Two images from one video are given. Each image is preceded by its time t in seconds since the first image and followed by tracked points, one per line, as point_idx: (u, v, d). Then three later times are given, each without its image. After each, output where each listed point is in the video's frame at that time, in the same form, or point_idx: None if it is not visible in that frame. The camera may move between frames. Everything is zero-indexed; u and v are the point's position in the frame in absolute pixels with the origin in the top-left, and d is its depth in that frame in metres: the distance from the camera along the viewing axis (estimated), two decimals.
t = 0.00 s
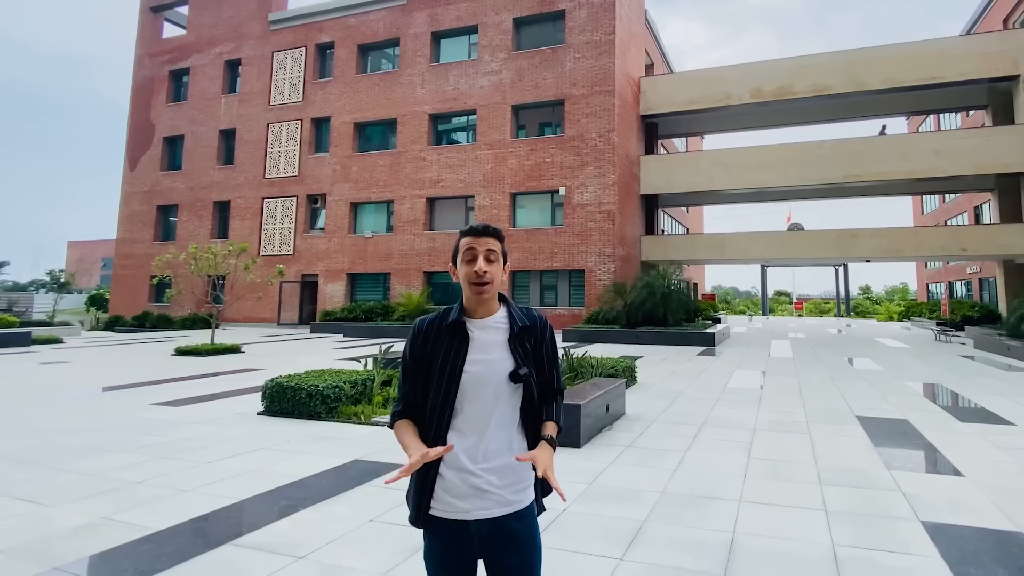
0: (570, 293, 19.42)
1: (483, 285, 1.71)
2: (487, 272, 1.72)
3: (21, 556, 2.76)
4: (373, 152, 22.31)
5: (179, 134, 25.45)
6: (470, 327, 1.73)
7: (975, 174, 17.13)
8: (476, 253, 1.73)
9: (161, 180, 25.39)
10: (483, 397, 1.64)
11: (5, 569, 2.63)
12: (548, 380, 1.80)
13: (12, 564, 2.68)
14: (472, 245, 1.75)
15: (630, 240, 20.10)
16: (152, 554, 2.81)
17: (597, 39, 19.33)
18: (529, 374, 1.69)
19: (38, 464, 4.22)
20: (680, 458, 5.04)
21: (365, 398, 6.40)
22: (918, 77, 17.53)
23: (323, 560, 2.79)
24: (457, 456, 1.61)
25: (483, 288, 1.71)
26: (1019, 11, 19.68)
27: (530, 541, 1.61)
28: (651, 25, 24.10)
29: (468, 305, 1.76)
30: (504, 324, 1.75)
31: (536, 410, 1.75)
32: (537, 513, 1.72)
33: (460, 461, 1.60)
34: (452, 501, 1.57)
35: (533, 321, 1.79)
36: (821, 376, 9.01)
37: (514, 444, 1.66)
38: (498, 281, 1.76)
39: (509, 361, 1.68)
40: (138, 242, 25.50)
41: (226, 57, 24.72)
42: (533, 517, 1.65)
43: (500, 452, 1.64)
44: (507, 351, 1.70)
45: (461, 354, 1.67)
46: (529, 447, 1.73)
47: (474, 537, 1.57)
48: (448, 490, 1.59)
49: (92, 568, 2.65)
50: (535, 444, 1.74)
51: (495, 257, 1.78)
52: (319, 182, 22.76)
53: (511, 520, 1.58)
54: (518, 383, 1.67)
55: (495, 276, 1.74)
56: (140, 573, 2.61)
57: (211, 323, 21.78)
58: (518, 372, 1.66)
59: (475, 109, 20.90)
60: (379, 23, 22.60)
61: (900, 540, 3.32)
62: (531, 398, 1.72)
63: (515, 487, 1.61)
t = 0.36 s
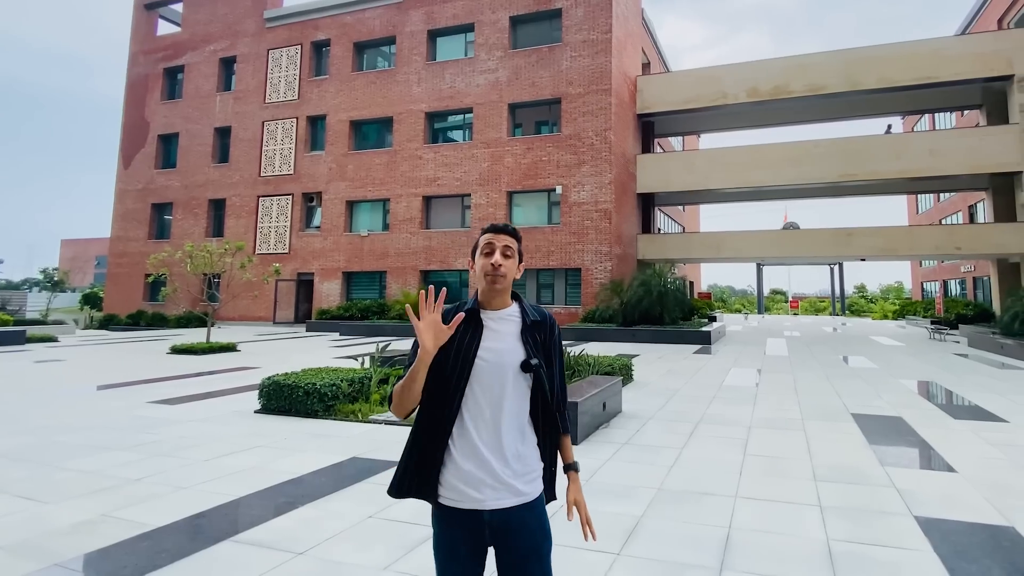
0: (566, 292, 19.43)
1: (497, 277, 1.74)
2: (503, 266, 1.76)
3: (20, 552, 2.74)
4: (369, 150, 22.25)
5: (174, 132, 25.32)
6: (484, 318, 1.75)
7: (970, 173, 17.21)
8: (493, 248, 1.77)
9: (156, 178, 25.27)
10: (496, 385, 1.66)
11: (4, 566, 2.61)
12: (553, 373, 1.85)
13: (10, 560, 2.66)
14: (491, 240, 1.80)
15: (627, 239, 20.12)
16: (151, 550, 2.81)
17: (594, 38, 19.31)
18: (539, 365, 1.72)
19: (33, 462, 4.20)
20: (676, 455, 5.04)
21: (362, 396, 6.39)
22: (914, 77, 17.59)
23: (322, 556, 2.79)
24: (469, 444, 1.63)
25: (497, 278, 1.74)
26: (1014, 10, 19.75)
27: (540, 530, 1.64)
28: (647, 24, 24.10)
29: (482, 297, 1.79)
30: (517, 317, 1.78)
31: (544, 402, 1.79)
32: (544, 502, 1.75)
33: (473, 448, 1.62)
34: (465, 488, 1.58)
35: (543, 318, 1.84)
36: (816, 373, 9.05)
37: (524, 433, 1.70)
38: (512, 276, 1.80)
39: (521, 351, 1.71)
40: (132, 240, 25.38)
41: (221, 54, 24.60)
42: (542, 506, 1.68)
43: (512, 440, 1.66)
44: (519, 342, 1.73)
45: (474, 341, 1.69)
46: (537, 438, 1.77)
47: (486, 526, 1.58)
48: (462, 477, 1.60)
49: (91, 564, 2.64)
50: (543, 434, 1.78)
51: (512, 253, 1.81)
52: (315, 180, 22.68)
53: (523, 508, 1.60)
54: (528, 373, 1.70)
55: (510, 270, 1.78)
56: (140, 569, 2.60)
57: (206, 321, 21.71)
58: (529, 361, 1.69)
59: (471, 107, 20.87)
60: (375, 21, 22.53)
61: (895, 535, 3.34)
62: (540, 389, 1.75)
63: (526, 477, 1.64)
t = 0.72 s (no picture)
0: (563, 291, 19.44)
1: (530, 275, 1.81)
2: (535, 264, 1.82)
3: (18, 550, 2.73)
4: (365, 149, 22.20)
5: (169, 130, 25.21)
6: (517, 314, 1.82)
7: (965, 172, 17.28)
8: (527, 247, 1.83)
9: (151, 176, 25.17)
10: (529, 380, 1.74)
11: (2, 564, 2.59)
12: (578, 370, 1.93)
13: (9, 558, 2.65)
14: (524, 240, 1.86)
15: (623, 238, 20.15)
16: (150, 548, 2.79)
17: (591, 37, 19.30)
18: (567, 363, 1.81)
19: (30, 461, 4.18)
20: (672, 453, 5.05)
21: (360, 395, 6.39)
22: (909, 77, 17.64)
23: (322, 552, 2.79)
24: (502, 434, 1.72)
25: (530, 278, 1.81)
26: (1009, 10, 19.82)
27: (562, 518, 1.74)
28: (644, 24, 24.13)
29: (514, 294, 1.86)
30: (546, 316, 1.86)
31: (569, 398, 1.88)
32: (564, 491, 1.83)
33: (505, 439, 1.71)
34: (497, 476, 1.67)
35: (570, 318, 1.92)
36: (812, 372, 9.08)
37: (551, 426, 1.79)
38: (543, 275, 1.86)
39: (551, 349, 1.79)
40: (128, 239, 25.27)
41: (217, 52, 24.49)
42: (564, 495, 1.77)
43: (541, 432, 1.75)
44: (550, 339, 1.81)
45: (507, 337, 1.76)
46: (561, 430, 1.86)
47: (513, 512, 1.67)
48: (495, 466, 1.68)
49: (90, 562, 2.63)
50: (567, 427, 1.87)
51: (544, 252, 1.88)
52: (311, 178, 22.62)
53: (548, 496, 1.70)
54: (557, 370, 1.79)
55: (541, 269, 1.85)
56: (139, 566, 2.60)
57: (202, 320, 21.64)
58: (559, 360, 1.78)
59: (468, 106, 20.84)
60: (371, 20, 22.47)
61: (887, 530, 3.36)
62: (566, 385, 1.84)
63: (553, 468, 1.73)
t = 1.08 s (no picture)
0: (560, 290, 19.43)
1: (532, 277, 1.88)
2: (535, 267, 1.88)
3: (16, 548, 2.72)
4: (363, 148, 22.17)
5: (166, 129, 25.14)
6: (537, 315, 1.88)
7: (962, 172, 17.32)
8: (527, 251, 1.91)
9: (148, 175, 25.09)
10: (539, 377, 1.78)
11: None
12: (603, 374, 1.89)
13: (6, 556, 2.64)
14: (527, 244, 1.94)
15: (621, 238, 20.14)
16: (147, 546, 2.79)
17: (588, 36, 19.30)
18: (583, 366, 1.80)
19: (27, 460, 4.16)
20: (669, 451, 5.05)
21: (357, 394, 6.38)
22: (906, 77, 17.67)
23: (320, 550, 2.78)
24: (511, 425, 1.80)
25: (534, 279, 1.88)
26: (1004, 11, 19.88)
27: (568, 514, 1.76)
28: (641, 23, 24.13)
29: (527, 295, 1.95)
30: (567, 318, 1.87)
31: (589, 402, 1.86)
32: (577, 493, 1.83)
33: (514, 431, 1.78)
34: (504, 463, 1.76)
35: (594, 321, 1.90)
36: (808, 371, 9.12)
37: (563, 425, 1.80)
38: (548, 276, 1.88)
39: (566, 350, 1.81)
40: (124, 238, 25.19)
41: (213, 51, 24.43)
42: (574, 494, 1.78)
43: (552, 429, 1.78)
44: (567, 342, 1.83)
45: (523, 335, 1.82)
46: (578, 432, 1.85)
47: (519, 500, 1.74)
48: (502, 452, 1.78)
49: (89, 560, 2.62)
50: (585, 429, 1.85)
51: (548, 253, 1.89)
52: (308, 178, 22.57)
53: (552, 491, 1.73)
54: (572, 373, 1.80)
55: (547, 270, 1.88)
56: (138, 564, 2.59)
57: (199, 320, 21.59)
58: (572, 362, 1.79)
59: (466, 105, 20.82)
60: (368, 19, 22.44)
61: (881, 527, 3.37)
62: (584, 387, 1.82)
63: (561, 464, 1.75)
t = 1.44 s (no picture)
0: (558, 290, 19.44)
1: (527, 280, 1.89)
2: (531, 269, 1.88)
3: (14, 549, 2.71)
4: (360, 147, 22.15)
5: (164, 129, 25.08)
6: (538, 316, 1.89)
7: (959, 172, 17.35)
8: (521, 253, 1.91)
9: (145, 175, 25.03)
10: (537, 377, 1.79)
11: None
12: (603, 375, 1.86)
13: (2, 557, 2.63)
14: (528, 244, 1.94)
15: (619, 237, 20.14)
16: (145, 546, 2.78)
17: (587, 36, 19.30)
18: (581, 367, 1.79)
19: (24, 460, 4.15)
20: (667, 451, 5.05)
21: (355, 394, 6.37)
22: (904, 76, 17.69)
23: (317, 551, 2.77)
24: (510, 422, 1.81)
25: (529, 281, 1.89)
26: (1002, 11, 19.92)
27: (563, 515, 1.75)
28: (639, 23, 24.13)
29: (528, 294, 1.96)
30: (569, 320, 1.87)
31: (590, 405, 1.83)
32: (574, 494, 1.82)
33: (511, 427, 1.80)
34: (501, 458, 1.78)
35: (595, 324, 1.87)
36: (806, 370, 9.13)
37: (561, 426, 1.79)
38: (544, 278, 1.88)
39: (564, 351, 1.81)
40: (121, 238, 25.14)
41: (211, 51, 24.39)
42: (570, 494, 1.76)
43: (547, 428, 1.77)
44: (566, 342, 1.82)
45: (523, 334, 1.85)
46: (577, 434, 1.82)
47: (515, 496, 1.75)
48: (500, 449, 1.79)
49: (86, 560, 2.61)
50: (584, 431, 1.82)
51: (543, 255, 1.89)
52: (305, 177, 22.54)
53: (547, 490, 1.72)
54: (570, 375, 1.79)
55: (542, 272, 1.88)
56: (135, 565, 2.58)
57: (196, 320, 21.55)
58: (570, 364, 1.79)
59: (464, 105, 20.81)
60: (366, 18, 22.41)
61: (878, 527, 3.36)
62: (584, 389, 1.81)
63: (556, 464, 1.74)
